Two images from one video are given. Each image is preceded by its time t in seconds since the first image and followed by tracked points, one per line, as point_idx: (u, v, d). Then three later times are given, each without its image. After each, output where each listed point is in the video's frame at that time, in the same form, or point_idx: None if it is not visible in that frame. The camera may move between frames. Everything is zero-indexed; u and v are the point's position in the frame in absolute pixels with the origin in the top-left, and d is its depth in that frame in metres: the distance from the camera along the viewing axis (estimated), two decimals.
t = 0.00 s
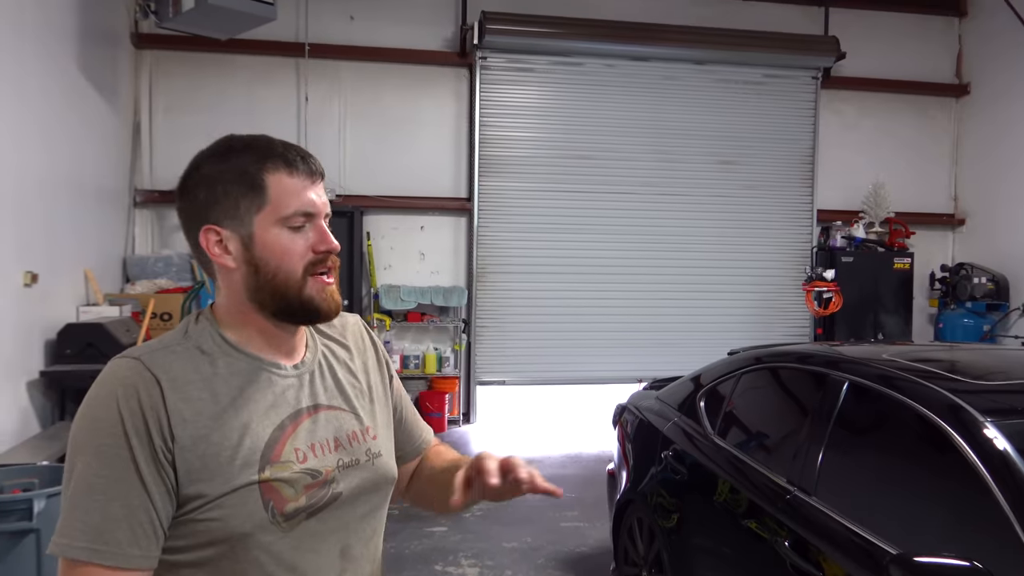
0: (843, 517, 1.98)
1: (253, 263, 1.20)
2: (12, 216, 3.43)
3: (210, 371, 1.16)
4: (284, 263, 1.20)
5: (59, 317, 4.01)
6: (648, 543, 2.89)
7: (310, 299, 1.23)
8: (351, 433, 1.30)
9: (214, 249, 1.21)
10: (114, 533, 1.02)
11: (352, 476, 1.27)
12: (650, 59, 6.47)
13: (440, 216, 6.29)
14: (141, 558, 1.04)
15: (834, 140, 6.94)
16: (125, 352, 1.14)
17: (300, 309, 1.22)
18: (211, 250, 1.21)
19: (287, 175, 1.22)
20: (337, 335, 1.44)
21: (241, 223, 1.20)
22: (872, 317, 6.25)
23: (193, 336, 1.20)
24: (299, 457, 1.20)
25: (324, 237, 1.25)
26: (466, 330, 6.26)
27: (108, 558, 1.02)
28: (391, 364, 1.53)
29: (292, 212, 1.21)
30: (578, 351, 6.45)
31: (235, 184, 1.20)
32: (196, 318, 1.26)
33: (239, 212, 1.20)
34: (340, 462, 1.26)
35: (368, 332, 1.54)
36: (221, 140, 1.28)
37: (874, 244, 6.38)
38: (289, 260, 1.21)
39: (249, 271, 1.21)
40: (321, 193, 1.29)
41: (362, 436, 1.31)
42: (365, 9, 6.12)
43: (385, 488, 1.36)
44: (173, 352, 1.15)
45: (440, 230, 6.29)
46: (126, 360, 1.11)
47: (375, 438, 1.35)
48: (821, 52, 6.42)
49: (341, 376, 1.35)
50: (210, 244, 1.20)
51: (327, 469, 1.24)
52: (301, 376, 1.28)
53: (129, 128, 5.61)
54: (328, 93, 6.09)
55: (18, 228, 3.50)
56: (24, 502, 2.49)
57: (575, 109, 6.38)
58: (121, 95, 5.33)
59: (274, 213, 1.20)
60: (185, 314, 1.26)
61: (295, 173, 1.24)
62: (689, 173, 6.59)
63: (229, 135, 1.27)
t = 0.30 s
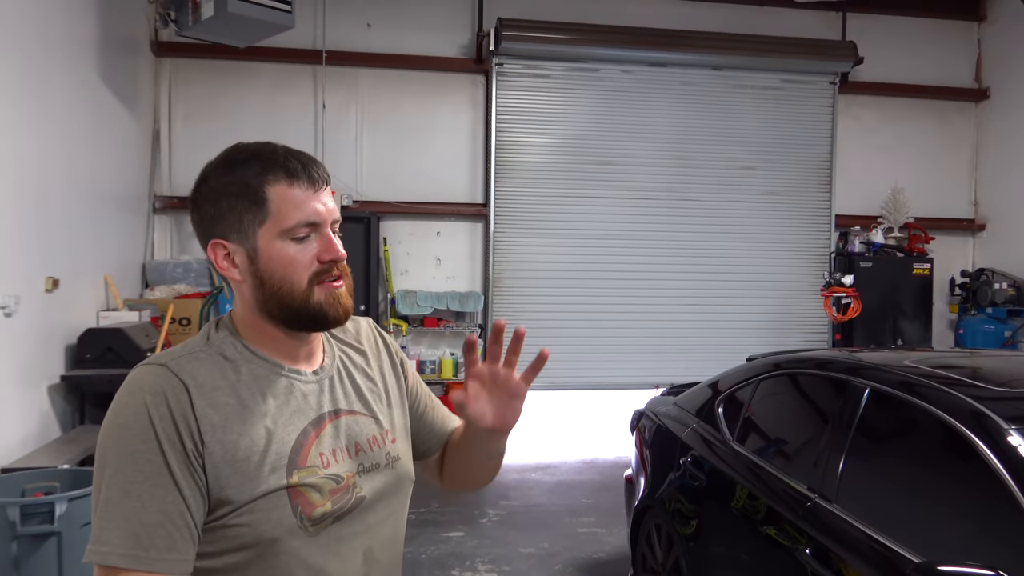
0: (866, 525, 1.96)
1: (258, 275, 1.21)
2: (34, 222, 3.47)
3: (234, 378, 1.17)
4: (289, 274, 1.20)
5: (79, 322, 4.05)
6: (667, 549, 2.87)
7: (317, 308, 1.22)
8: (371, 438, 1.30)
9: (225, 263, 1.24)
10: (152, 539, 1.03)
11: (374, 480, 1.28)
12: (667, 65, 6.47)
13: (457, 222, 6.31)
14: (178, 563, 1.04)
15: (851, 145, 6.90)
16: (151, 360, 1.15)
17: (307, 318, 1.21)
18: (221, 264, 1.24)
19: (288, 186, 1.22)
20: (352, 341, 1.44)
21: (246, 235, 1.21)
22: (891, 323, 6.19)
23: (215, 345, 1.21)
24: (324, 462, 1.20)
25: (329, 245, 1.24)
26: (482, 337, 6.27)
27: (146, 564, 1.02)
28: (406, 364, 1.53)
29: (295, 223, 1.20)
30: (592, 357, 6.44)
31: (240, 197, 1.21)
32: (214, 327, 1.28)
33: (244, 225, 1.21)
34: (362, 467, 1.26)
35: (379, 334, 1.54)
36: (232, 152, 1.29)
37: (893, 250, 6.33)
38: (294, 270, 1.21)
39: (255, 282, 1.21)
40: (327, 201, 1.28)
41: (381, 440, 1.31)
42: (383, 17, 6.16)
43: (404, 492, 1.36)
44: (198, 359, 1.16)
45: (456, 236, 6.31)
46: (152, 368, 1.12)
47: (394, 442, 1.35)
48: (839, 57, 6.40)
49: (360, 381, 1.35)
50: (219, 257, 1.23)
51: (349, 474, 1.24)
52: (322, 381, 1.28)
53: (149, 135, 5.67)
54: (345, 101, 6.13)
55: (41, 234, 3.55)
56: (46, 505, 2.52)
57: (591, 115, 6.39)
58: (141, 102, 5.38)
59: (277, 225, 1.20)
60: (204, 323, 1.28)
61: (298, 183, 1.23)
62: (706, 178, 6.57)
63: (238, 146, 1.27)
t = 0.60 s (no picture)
0: (892, 521, 1.95)
1: (273, 278, 1.21)
2: (66, 219, 3.54)
3: (256, 375, 1.17)
4: (303, 276, 1.20)
5: (109, 317, 4.12)
6: (692, 547, 2.86)
7: (332, 308, 1.22)
8: (394, 429, 1.29)
9: (241, 264, 1.24)
10: (177, 536, 1.04)
11: (399, 471, 1.27)
12: (691, 61, 6.43)
13: (480, 219, 6.32)
14: (204, 559, 1.05)
15: (878, 140, 6.83)
16: (175, 361, 1.16)
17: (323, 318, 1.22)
18: (238, 266, 1.25)
19: (297, 187, 1.19)
20: (372, 332, 1.43)
21: (259, 238, 1.21)
22: (918, 321, 6.12)
23: (238, 343, 1.22)
24: (348, 455, 1.20)
25: (341, 244, 1.23)
26: (506, 333, 6.29)
27: (173, 561, 1.03)
28: (432, 339, 1.52)
29: (306, 225, 1.19)
30: (611, 354, 6.44)
31: (251, 201, 1.20)
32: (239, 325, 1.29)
33: (255, 227, 1.20)
34: (387, 459, 1.26)
35: (401, 319, 1.51)
36: (244, 150, 1.27)
37: (920, 247, 6.26)
38: (307, 271, 1.20)
39: (270, 284, 1.22)
40: (338, 198, 1.25)
41: (405, 431, 1.31)
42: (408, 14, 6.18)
43: (429, 484, 1.36)
44: (221, 358, 1.17)
45: (479, 233, 6.32)
46: (175, 369, 1.13)
47: (418, 432, 1.35)
48: (867, 51, 6.33)
49: (382, 373, 1.35)
50: (235, 260, 1.23)
51: (375, 466, 1.24)
52: (345, 376, 1.28)
53: (176, 133, 5.75)
54: (370, 97, 6.16)
55: (74, 231, 3.63)
56: (78, 498, 2.55)
57: (613, 111, 6.37)
58: (169, 101, 5.45)
59: (287, 227, 1.19)
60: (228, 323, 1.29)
61: (307, 182, 1.21)
62: (729, 174, 6.52)
63: (248, 145, 1.25)
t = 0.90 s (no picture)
0: (916, 523, 1.94)
1: (276, 276, 1.16)
2: (90, 216, 3.62)
3: (280, 372, 1.11)
4: (298, 273, 1.14)
5: (131, 313, 4.19)
6: (712, 546, 2.85)
7: (330, 305, 1.13)
8: (424, 431, 1.21)
9: (259, 266, 1.22)
10: (195, 526, 1.01)
11: (426, 475, 1.18)
12: (712, 58, 6.40)
13: (499, 216, 6.32)
14: (222, 551, 1.02)
15: (901, 138, 6.75)
16: (204, 355, 1.12)
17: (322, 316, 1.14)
18: (257, 267, 1.23)
19: (288, 183, 1.15)
20: (413, 330, 1.36)
21: (262, 237, 1.17)
22: (941, 321, 6.06)
23: (267, 340, 1.17)
24: (370, 456, 1.13)
25: (336, 238, 1.14)
26: (524, 330, 6.27)
27: (190, 551, 1.00)
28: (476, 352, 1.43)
29: (297, 221, 1.13)
30: (628, 352, 6.44)
31: (254, 200, 1.18)
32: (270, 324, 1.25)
33: (259, 228, 1.17)
34: (413, 461, 1.17)
35: (453, 325, 1.44)
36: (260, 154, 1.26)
37: (943, 246, 6.20)
38: (302, 268, 1.13)
39: (276, 283, 1.17)
40: (335, 190, 1.17)
41: (435, 433, 1.22)
42: (428, 12, 6.19)
43: (463, 488, 1.27)
44: (247, 354, 1.12)
45: (498, 231, 6.32)
46: (201, 364, 1.10)
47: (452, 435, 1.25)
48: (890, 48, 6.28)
49: (417, 373, 1.27)
50: (251, 262, 1.21)
51: (400, 468, 1.16)
52: (374, 375, 1.21)
53: (198, 131, 5.81)
54: (389, 95, 6.17)
55: (98, 228, 3.71)
56: (104, 490, 2.59)
57: (633, 109, 6.35)
58: (191, 99, 5.51)
59: (281, 224, 1.14)
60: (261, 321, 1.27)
61: (299, 177, 1.15)
62: (749, 172, 6.48)
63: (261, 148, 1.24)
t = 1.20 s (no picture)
0: (932, 516, 1.92)
1: (317, 254, 1.16)
2: (104, 205, 3.67)
3: (311, 353, 1.12)
4: (340, 252, 1.14)
5: (145, 303, 4.23)
6: (724, 538, 2.85)
7: (368, 287, 1.14)
8: (449, 422, 1.21)
9: (300, 244, 1.22)
10: (217, 498, 1.01)
11: (450, 464, 1.19)
12: (727, 50, 6.36)
13: (512, 208, 6.31)
14: (242, 526, 1.02)
15: (917, 131, 6.70)
16: (238, 330, 1.13)
17: (359, 297, 1.15)
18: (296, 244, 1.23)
19: (339, 163, 1.15)
20: (440, 323, 1.35)
21: (306, 214, 1.17)
22: (956, 314, 6.03)
23: (300, 318, 1.18)
24: (395, 440, 1.14)
25: (380, 222, 1.15)
26: (536, 322, 6.30)
27: (210, 522, 1.01)
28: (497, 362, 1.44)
29: (343, 201, 1.14)
30: (638, 345, 6.44)
31: (301, 177, 1.18)
32: (303, 303, 1.25)
33: (305, 205, 1.17)
34: (437, 449, 1.18)
35: (478, 325, 1.44)
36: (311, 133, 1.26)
37: (959, 239, 6.15)
38: (344, 248, 1.14)
39: (315, 261, 1.17)
40: (385, 176, 1.18)
41: (460, 424, 1.22)
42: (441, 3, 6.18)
43: (485, 479, 1.27)
44: (278, 332, 1.13)
45: (510, 222, 6.32)
46: (235, 338, 1.10)
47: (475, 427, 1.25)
48: (907, 39, 6.24)
49: (444, 363, 1.26)
50: (292, 239, 1.21)
51: (425, 454, 1.16)
52: (402, 362, 1.21)
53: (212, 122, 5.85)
54: (402, 87, 6.17)
55: (112, 218, 3.75)
56: (120, 478, 2.61)
57: (646, 101, 6.34)
58: (205, 91, 5.54)
59: (327, 204, 1.14)
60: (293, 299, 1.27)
61: (351, 159, 1.16)
62: (763, 165, 6.46)
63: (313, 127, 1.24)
